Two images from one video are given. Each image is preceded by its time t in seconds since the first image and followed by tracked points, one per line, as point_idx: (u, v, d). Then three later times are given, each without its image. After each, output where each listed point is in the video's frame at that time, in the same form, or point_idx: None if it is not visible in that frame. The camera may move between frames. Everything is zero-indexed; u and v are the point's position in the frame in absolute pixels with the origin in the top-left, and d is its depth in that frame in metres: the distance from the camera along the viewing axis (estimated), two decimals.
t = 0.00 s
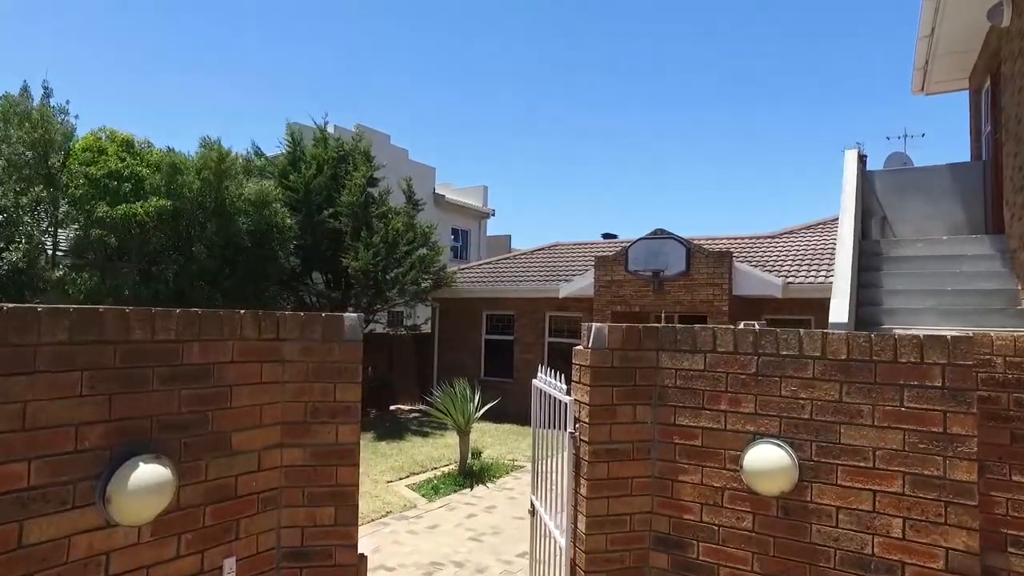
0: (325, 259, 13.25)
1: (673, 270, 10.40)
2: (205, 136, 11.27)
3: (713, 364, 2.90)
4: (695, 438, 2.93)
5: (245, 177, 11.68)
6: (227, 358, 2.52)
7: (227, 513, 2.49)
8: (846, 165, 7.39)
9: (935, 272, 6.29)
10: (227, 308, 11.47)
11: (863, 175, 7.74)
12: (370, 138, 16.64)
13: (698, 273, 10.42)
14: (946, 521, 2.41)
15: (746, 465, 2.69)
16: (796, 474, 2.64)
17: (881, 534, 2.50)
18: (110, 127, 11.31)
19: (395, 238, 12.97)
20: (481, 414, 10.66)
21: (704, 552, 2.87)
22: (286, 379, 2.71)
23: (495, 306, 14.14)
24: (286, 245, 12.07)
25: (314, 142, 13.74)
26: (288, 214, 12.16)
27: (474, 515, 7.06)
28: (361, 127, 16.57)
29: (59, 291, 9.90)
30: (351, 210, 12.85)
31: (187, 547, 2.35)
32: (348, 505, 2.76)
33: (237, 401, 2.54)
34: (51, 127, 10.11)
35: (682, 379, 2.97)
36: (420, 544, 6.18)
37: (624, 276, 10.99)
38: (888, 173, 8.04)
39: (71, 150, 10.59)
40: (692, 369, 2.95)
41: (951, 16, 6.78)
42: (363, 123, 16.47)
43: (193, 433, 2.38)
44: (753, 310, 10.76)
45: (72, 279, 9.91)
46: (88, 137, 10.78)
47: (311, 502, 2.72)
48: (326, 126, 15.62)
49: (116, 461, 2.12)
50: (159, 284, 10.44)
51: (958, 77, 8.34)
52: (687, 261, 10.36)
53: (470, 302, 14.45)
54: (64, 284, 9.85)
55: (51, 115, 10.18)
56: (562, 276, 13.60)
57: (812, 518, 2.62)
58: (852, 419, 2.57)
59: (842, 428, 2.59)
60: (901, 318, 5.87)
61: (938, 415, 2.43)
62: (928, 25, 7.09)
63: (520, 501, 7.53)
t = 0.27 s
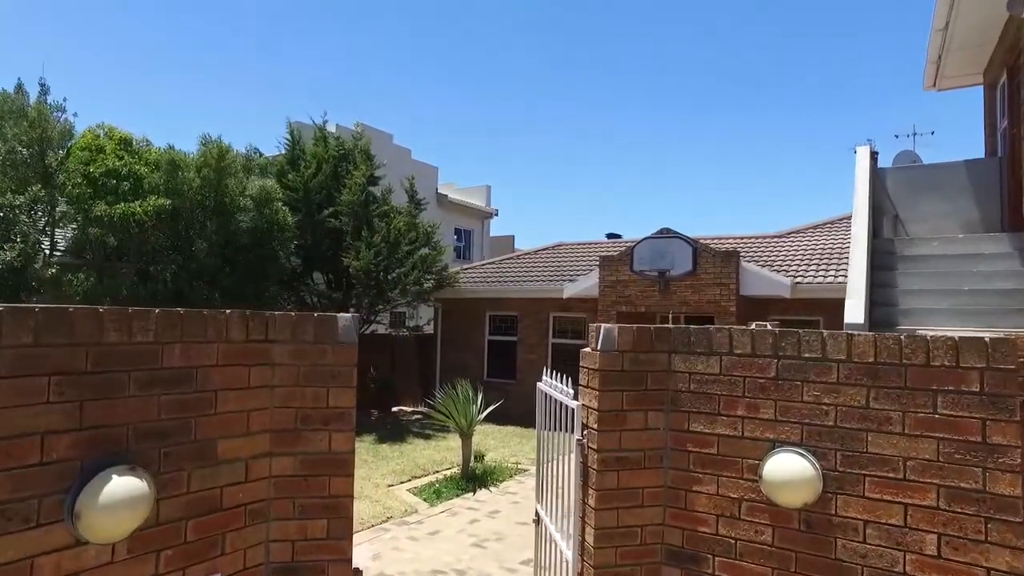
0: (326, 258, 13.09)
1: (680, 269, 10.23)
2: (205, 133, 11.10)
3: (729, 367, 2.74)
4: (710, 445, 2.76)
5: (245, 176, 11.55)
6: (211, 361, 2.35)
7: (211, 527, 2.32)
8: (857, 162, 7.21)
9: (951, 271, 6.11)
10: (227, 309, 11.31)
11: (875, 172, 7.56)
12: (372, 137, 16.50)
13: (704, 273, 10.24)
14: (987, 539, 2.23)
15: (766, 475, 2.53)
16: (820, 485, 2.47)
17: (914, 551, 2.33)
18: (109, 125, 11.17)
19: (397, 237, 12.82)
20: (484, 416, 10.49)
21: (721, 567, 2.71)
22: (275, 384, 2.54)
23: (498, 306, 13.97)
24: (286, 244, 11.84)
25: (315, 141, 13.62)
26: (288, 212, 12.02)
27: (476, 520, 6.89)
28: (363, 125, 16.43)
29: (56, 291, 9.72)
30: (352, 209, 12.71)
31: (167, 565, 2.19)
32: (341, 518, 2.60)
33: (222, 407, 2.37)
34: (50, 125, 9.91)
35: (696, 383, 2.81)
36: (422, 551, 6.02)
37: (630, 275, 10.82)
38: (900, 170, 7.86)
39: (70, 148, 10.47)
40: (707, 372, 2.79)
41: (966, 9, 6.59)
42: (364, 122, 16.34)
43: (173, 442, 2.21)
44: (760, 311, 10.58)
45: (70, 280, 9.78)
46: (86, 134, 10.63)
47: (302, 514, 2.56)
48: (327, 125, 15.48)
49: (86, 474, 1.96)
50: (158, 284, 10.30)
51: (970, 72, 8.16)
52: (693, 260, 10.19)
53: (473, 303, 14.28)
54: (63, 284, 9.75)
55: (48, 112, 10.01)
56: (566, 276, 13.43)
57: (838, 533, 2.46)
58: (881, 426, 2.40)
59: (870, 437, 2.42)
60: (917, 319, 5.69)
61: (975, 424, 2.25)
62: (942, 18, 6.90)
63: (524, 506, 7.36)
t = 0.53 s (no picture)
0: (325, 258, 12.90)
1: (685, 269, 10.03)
2: (203, 130, 10.93)
3: (747, 374, 2.55)
4: (727, 457, 2.57)
5: (242, 174, 11.40)
6: (184, 368, 2.16)
7: (185, 549, 2.13)
8: (869, 159, 7.01)
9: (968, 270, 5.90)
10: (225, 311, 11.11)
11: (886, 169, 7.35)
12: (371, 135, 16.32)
13: (710, 273, 10.03)
14: None
15: (788, 490, 2.33)
16: (848, 501, 2.28)
17: None
18: (104, 122, 11.00)
19: (397, 236, 12.64)
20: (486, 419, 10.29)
21: None
22: (255, 391, 2.36)
23: (500, 307, 13.78)
24: (283, 243, 11.74)
25: (313, 139, 13.46)
26: (286, 211, 11.86)
27: (477, 528, 6.69)
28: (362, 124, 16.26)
29: (49, 290, 9.59)
30: (350, 208, 12.55)
31: None
32: (328, 536, 2.41)
33: (196, 418, 2.18)
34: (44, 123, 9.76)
35: (711, 389, 2.63)
36: (421, 560, 5.82)
37: (634, 275, 10.62)
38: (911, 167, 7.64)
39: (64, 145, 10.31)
40: (722, 379, 2.61)
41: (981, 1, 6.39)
42: (363, 120, 16.18)
43: (141, 456, 2.02)
44: (767, 311, 10.37)
45: (64, 280, 9.62)
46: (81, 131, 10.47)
47: (287, 532, 2.37)
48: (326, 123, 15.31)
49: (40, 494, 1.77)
50: (153, 283, 10.07)
51: (982, 67, 7.96)
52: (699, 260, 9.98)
53: (474, 303, 14.08)
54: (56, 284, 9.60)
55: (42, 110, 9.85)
56: (568, 276, 13.23)
57: (868, 554, 2.26)
58: (915, 438, 2.20)
59: (904, 449, 2.22)
60: (934, 320, 5.49)
61: None
62: (956, 11, 6.69)
63: (526, 513, 7.16)
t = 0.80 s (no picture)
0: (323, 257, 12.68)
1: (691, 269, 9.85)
2: (201, 127, 10.74)
3: (762, 379, 2.38)
4: (741, 469, 2.39)
5: (238, 172, 11.22)
6: (149, 374, 1.97)
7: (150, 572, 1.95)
8: (880, 154, 6.81)
9: (984, 269, 5.69)
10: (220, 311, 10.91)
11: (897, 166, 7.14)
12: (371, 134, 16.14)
13: (715, 272, 9.83)
14: None
15: (808, 505, 2.15)
16: (874, 519, 2.10)
17: None
18: (99, 121, 10.84)
19: (395, 235, 12.43)
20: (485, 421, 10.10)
21: None
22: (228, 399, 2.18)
23: (500, 307, 13.58)
24: (280, 242, 11.58)
25: (311, 137, 13.28)
26: (282, 210, 11.66)
27: (476, 534, 6.50)
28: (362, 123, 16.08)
29: (40, 290, 9.50)
30: (347, 207, 12.35)
31: None
32: (309, 556, 2.22)
33: (162, 429, 1.99)
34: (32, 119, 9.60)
35: (722, 395, 2.45)
36: (418, 568, 5.64)
37: (637, 275, 10.43)
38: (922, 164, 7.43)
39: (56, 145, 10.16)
40: (734, 383, 2.43)
41: None
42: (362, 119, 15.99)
43: (99, 472, 1.84)
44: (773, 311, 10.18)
45: (57, 281, 9.53)
46: (74, 130, 10.31)
47: (264, 552, 2.18)
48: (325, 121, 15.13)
49: None
50: (148, 284, 9.91)
51: (996, 61, 7.75)
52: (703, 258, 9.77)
53: (475, 303, 13.89)
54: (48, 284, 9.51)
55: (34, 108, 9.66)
56: (570, 276, 13.04)
57: None
58: (947, 450, 2.02)
59: (935, 463, 2.03)
60: (949, 321, 5.28)
61: None
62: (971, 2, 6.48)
63: (526, 518, 6.97)
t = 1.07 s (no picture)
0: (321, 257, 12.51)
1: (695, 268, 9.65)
2: (197, 124, 10.63)
3: (778, 385, 2.19)
4: (754, 483, 2.20)
5: (236, 170, 11.11)
6: (104, 380, 1.79)
7: None
8: (891, 150, 6.61)
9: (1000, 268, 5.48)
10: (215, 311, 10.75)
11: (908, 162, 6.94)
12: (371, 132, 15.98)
13: (719, 272, 9.64)
14: None
15: (833, 523, 1.97)
16: (905, 540, 1.92)
17: None
18: (94, 118, 10.68)
19: (395, 234, 12.24)
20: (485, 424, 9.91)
21: None
22: (196, 406, 2.00)
23: (501, 307, 13.39)
24: (279, 241, 11.30)
25: (310, 135, 13.12)
26: (280, 209, 11.49)
27: (474, 541, 6.31)
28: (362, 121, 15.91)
29: (32, 289, 9.40)
30: (346, 206, 12.17)
31: None
32: None
33: (119, 440, 1.81)
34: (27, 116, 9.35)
35: (735, 402, 2.27)
36: None
37: (640, 274, 10.24)
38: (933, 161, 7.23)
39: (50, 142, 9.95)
40: (747, 389, 2.25)
41: None
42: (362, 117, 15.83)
43: (43, 488, 1.66)
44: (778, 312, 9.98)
45: (49, 279, 9.33)
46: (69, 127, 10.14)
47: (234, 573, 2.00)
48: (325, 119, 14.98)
49: None
50: (141, 285, 9.62)
51: (1009, 55, 7.54)
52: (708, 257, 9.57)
53: (475, 303, 13.70)
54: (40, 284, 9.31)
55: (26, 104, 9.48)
56: (572, 276, 12.85)
57: None
58: (986, 464, 1.83)
59: (973, 478, 1.85)
60: (964, 321, 5.06)
61: None
62: None
63: (526, 524, 6.79)
